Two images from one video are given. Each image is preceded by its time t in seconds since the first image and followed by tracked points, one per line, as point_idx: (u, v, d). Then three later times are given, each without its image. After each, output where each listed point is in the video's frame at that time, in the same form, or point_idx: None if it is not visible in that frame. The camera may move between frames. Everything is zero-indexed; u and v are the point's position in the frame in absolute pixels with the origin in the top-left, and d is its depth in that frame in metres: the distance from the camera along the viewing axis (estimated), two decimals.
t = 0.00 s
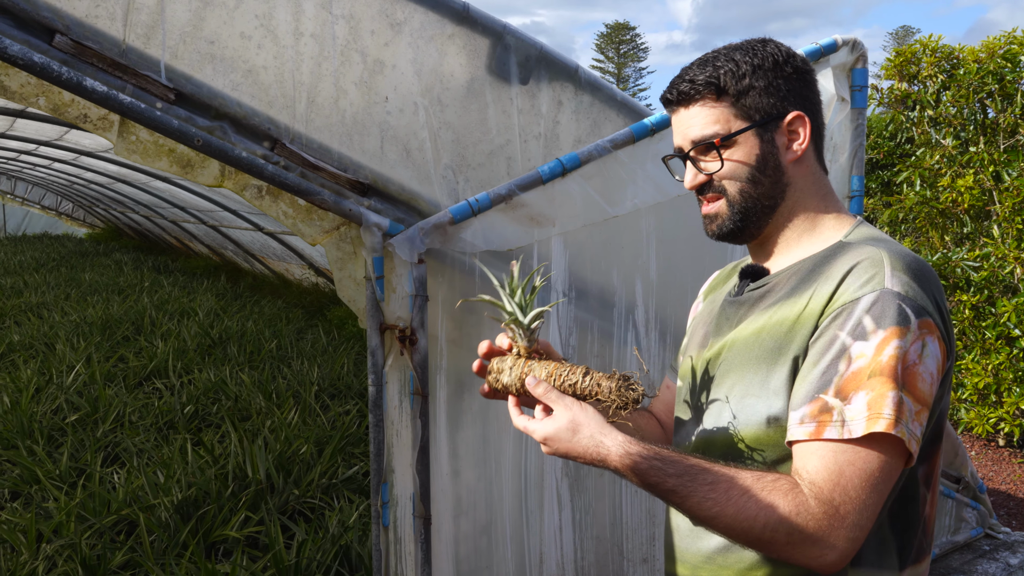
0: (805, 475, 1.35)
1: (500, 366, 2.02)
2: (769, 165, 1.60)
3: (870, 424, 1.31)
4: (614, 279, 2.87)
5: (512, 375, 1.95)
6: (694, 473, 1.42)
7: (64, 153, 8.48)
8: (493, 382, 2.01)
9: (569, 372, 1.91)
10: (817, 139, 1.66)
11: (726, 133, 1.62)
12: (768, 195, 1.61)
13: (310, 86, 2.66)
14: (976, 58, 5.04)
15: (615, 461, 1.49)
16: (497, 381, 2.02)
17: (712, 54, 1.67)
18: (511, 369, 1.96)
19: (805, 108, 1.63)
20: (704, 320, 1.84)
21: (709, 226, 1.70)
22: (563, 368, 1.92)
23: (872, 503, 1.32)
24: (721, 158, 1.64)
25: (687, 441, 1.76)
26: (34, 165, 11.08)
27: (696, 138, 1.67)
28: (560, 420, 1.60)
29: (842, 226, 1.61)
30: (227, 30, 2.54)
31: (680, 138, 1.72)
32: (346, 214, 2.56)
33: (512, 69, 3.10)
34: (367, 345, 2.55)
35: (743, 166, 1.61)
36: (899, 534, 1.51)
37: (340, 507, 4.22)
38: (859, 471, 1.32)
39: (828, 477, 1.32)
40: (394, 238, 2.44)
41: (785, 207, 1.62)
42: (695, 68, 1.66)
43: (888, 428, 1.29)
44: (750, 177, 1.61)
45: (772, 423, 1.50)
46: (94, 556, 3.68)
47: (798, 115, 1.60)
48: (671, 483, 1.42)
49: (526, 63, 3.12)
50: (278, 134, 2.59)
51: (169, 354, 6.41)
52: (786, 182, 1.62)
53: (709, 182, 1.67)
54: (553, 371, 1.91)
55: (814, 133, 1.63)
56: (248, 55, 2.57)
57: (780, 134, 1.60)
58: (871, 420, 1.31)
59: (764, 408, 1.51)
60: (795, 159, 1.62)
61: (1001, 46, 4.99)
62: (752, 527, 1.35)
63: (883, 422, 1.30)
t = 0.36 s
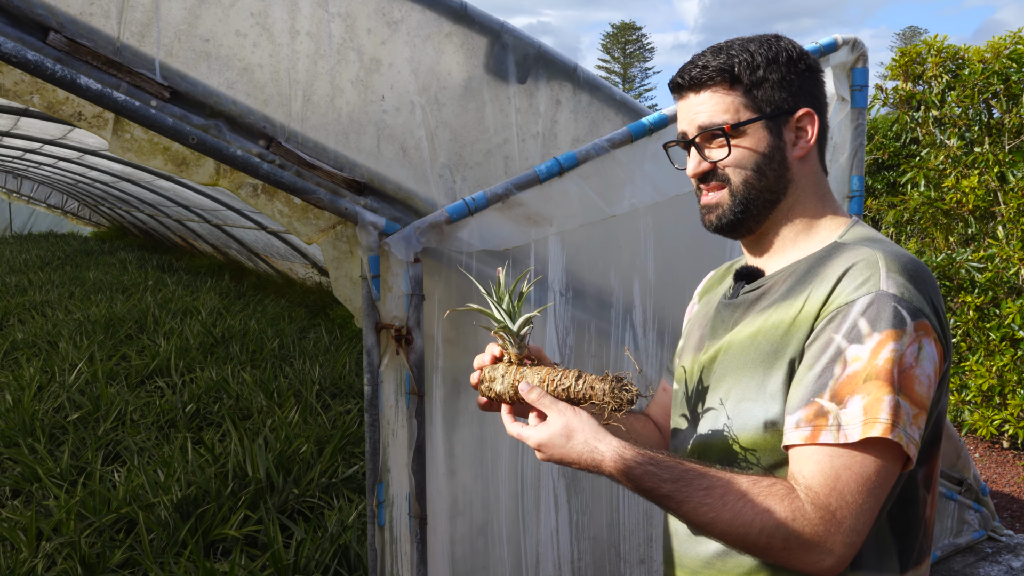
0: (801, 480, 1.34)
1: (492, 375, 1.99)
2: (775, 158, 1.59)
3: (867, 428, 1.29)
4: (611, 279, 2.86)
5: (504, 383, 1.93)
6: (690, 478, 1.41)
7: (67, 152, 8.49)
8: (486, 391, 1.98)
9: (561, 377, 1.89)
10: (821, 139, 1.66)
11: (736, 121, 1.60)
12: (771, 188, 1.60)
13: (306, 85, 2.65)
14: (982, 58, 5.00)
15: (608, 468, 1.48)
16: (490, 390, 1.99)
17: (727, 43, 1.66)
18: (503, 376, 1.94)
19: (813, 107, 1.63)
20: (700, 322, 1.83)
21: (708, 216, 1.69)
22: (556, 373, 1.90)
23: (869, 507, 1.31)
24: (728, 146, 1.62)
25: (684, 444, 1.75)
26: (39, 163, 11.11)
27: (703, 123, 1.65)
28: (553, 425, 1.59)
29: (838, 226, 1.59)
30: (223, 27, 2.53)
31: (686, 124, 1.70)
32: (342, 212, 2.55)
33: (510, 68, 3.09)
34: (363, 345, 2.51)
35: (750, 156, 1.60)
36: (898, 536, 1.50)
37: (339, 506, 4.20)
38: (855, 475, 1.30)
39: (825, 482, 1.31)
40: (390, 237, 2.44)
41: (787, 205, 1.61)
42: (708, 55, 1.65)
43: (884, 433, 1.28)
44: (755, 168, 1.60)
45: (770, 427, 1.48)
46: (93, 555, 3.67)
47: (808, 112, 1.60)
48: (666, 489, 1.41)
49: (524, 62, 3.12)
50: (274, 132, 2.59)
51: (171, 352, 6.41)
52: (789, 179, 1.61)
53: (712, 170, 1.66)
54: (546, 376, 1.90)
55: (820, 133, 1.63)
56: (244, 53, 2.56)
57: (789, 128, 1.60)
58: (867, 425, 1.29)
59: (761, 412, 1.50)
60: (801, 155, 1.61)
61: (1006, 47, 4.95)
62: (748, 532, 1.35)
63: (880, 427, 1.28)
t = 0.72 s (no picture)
0: (819, 488, 1.32)
1: (504, 381, 2.00)
2: (786, 156, 1.57)
3: (886, 437, 1.27)
4: (617, 280, 2.85)
5: (516, 390, 1.93)
6: (706, 488, 1.40)
7: (71, 151, 8.50)
8: (498, 397, 2.00)
9: (574, 384, 1.89)
10: (834, 136, 1.64)
11: (745, 119, 1.59)
12: (783, 187, 1.58)
13: (311, 83, 2.64)
14: (986, 59, 4.98)
15: (624, 476, 1.47)
16: (502, 396, 2.00)
17: (735, 41, 1.65)
18: (515, 383, 1.95)
19: (825, 104, 1.61)
20: (711, 323, 1.81)
21: (719, 216, 1.67)
22: (569, 381, 1.90)
23: (888, 515, 1.29)
24: (738, 144, 1.60)
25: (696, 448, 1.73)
26: (44, 164, 11.14)
27: (713, 122, 1.64)
28: (567, 433, 1.58)
29: (852, 226, 1.57)
30: (227, 26, 2.52)
31: (695, 123, 1.69)
32: (346, 212, 2.53)
33: (515, 67, 3.07)
34: (367, 345, 2.50)
35: (760, 154, 1.58)
36: (915, 542, 1.48)
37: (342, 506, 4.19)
38: (874, 483, 1.28)
39: (843, 490, 1.29)
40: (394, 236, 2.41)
41: (800, 204, 1.59)
42: (717, 53, 1.64)
43: (905, 441, 1.25)
44: (765, 167, 1.58)
45: (785, 433, 1.47)
46: (97, 554, 3.67)
47: (818, 109, 1.58)
48: (682, 498, 1.40)
49: (529, 61, 3.10)
50: (278, 131, 2.58)
51: (174, 352, 6.40)
52: (802, 178, 1.58)
53: (721, 169, 1.64)
54: (558, 384, 1.90)
55: (832, 130, 1.61)
56: (248, 52, 2.55)
57: (799, 126, 1.58)
58: (887, 433, 1.27)
59: (776, 418, 1.48)
60: (812, 154, 1.59)
61: (1012, 47, 4.91)
62: (766, 542, 1.33)
63: (900, 436, 1.26)
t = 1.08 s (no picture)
0: (830, 492, 1.32)
1: (502, 401, 1.96)
2: (783, 161, 1.58)
3: (898, 442, 1.27)
4: (623, 282, 2.85)
5: (516, 410, 1.90)
6: (715, 495, 1.40)
7: (74, 152, 8.52)
8: (497, 417, 1.96)
9: (574, 398, 1.87)
10: (839, 135, 1.60)
11: (737, 129, 1.61)
12: (782, 192, 1.59)
13: (317, 85, 2.65)
14: (988, 61, 4.97)
15: (632, 484, 1.48)
16: (501, 416, 1.97)
17: (731, 52, 1.68)
18: (514, 403, 1.91)
19: (824, 104, 1.58)
20: (724, 324, 1.81)
21: (726, 225, 1.70)
22: (568, 396, 1.88)
23: (899, 520, 1.29)
24: (734, 155, 1.63)
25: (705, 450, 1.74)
26: (46, 164, 11.17)
27: (709, 135, 1.67)
28: (573, 447, 1.59)
29: (865, 231, 1.56)
30: (234, 27, 2.52)
31: (695, 136, 1.73)
32: (353, 213, 2.54)
33: (521, 69, 3.08)
34: (373, 346, 2.52)
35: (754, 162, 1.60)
36: (925, 544, 1.48)
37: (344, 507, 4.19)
38: (886, 488, 1.29)
39: (854, 494, 1.29)
40: (401, 238, 2.42)
41: (802, 207, 1.59)
42: (711, 66, 1.68)
43: (917, 446, 1.26)
44: (763, 174, 1.60)
45: (796, 436, 1.47)
46: (101, 554, 3.67)
47: (813, 109, 1.55)
48: (691, 505, 1.40)
49: (535, 62, 3.10)
50: (285, 132, 2.59)
51: (177, 352, 6.41)
52: (802, 181, 1.58)
53: (722, 179, 1.67)
54: (558, 400, 1.87)
55: (831, 128, 1.57)
56: (255, 53, 2.56)
57: (795, 129, 1.57)
58: (899, 438, 1.27)
59: (788, 421, 1.48)
60: (812, 155, 1.57)
61: (1014, 49, 4.90)
62: (777, 548, 1.33)
63: (912, 441, 1.26)
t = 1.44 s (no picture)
0: (833, 486, 1.33)
1: (511, 392, 1.97)
2: (781, 165, 1.59)
3: (899, 436, 1.28)
4: (628, 281, 2.87)
5: (524, 400, 1.93)
6: (720, 487, 1.42)
7: (76, 153, 8.54)
8: (505, 408, 1.97)
9: (582, 390, 1.90)
10: (836, 134, 1.60)
11: (731, 140, 1.65)
12: (784, 195, 1.59)
13: (326, 87, 2.67)
14: (986, 62, 4.98)
15: (640, 476, 1.50)
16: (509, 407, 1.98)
17: (723, 70, 1.73)
18: (523, 394, 1.94)
19: (816, 104, 1.57)
20: (735, 322, 1.83)
21: (738, 234, 1.72)
22: (576, 387, 1.90)
23: (901, 515, 1.29)
24: (732, 166, 1.66)
25: (714, 446, 1.76)
26: (47, 164, 11.19)
27: (707, 152, 1.71)
28: (580, 438, 1.61)
29: (874, 230, 1.56)
30: (245, 30, 2.55)
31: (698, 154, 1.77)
32: (361, 214, 2.57)
33: (527, 70, 3.10)
34: (381, 345, 2.54)
35: (753, 171, 1.63)
36: (929, 541, 1.50)
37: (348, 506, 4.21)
38: (887, 482, 1.29)
39: (856, 488, 1.30)
40: (409, 238, 2.44)
41: (806, 205, 1.59)
42: (704, 85, 1.73)
43: (917, 441, 1.26)
44: (764, 180, 1.62)
45: (801, 431, 1.49)
46: (107, 553, 3.69)
47: (804, 111, 1.56)
48: (696, 497, 1.42)
49: (541, 64, 3.12)
50: (295, 134, 2.61)
51: (180, 353, 6.43)
52: (803, 181, 1.58)
53: (728, 191, 1.68)
54: (566, 391, 1.90)
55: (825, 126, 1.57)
56: (265, 55, 2.58)
57: (788, 133, 1.58)
58: (900, 433, 1.28)
59: (793, 416, 1.50)
60: (809, 155, 1.57)
61: (1013, 50, 4.92)
62: (779, 539, 1.35)
63: (912, 435, 1.26)
